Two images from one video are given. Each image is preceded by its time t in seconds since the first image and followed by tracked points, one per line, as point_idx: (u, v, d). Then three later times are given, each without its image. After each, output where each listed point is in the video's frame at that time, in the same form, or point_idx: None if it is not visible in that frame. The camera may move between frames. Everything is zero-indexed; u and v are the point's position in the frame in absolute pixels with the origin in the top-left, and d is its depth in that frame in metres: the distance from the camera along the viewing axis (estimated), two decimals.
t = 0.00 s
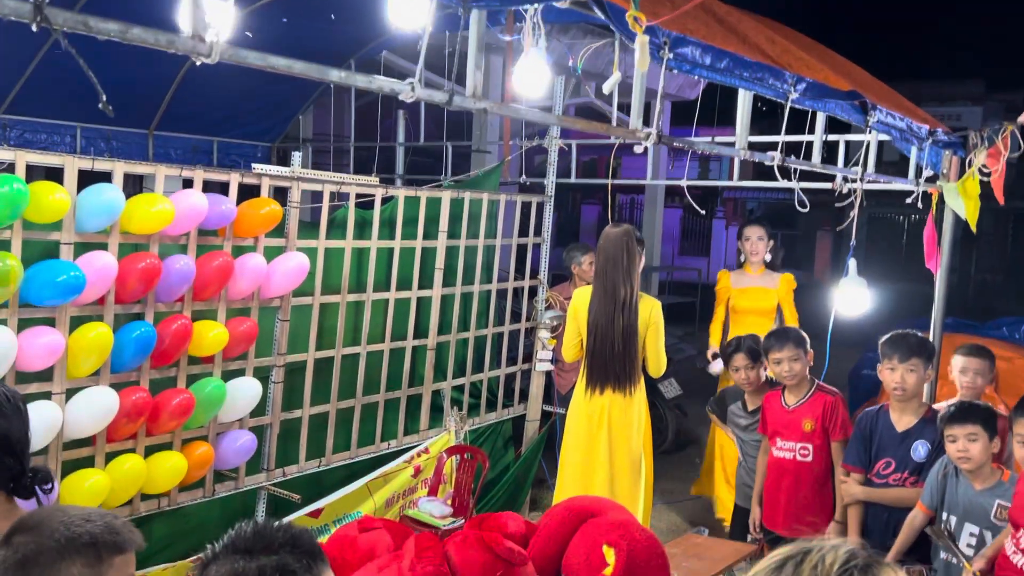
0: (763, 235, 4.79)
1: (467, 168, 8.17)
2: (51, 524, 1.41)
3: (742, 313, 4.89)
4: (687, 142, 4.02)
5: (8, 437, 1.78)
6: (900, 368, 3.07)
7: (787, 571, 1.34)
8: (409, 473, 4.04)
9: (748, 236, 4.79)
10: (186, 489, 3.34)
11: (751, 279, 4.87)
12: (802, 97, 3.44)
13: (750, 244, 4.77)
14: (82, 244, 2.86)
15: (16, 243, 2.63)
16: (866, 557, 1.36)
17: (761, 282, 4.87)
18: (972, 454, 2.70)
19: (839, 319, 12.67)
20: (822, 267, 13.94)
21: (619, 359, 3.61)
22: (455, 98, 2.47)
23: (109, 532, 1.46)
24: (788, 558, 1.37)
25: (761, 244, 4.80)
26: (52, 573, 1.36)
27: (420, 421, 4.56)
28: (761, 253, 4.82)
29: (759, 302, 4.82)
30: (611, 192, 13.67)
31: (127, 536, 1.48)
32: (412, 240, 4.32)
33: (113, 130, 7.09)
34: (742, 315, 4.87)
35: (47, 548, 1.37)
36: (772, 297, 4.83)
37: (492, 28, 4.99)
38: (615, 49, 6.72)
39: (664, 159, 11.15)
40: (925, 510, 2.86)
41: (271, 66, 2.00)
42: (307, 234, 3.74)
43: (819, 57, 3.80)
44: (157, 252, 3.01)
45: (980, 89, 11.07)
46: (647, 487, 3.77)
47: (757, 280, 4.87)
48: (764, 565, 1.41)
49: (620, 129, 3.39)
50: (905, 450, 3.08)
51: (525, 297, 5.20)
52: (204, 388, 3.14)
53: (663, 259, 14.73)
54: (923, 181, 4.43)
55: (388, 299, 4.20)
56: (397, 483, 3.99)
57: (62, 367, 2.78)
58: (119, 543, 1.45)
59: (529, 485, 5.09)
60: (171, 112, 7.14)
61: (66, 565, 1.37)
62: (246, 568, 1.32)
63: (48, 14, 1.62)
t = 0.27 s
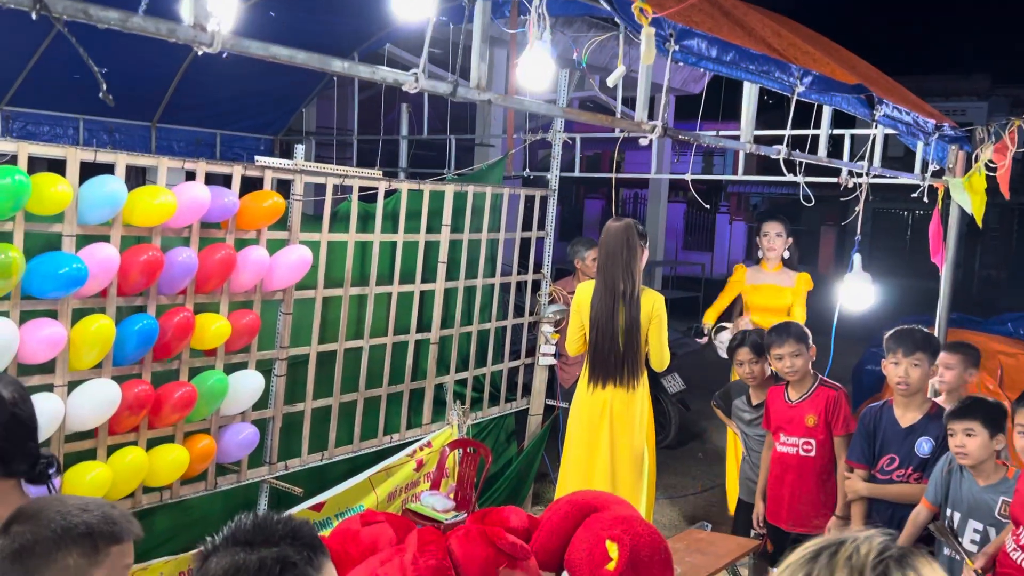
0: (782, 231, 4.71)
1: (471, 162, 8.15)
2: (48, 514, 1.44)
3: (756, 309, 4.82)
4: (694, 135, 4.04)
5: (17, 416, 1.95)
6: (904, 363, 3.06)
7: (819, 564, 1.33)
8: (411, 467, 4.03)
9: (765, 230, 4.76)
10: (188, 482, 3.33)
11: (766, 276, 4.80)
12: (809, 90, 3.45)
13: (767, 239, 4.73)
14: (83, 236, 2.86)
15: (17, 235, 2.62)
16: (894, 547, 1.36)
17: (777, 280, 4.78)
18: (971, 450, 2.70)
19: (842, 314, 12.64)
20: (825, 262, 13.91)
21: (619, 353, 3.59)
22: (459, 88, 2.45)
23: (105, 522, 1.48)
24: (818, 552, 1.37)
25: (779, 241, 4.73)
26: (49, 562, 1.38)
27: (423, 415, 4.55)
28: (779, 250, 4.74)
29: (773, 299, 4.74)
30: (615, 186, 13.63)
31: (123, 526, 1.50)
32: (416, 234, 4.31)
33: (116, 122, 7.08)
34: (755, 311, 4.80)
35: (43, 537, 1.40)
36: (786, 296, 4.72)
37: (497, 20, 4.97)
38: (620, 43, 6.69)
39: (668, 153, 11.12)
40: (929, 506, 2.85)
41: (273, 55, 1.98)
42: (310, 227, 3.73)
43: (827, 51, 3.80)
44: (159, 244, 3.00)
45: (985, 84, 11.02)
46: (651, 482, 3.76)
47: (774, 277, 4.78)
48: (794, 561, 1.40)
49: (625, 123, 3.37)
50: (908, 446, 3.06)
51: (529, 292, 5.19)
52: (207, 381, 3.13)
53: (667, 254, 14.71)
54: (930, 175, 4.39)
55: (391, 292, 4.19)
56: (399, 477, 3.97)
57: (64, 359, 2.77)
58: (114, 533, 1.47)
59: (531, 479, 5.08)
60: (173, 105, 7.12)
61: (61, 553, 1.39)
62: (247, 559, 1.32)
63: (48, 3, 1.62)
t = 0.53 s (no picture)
0: (790, 233, 4.69)
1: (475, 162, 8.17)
2: (49, 499, 1.45)
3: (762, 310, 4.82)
4: (698, 132, 4.03)
5: (29, 400, 1.92)
6: (908, 360, 3.06)
7: (885, 541, 1.29)
8: (415, 464, 4.04)
9: (772, 232, 4.73)
10: (193, 477, 3.34)
11: (773, 277, 4.80)
12: (815, 86, 3.44)
13: (774, 240, 4.72)
14: (90, 230, 2.86)
15: (24, 229, 2.63)
16: (955, 524, 1.32)
17: (785, 282, 4.77)
18: (973, 448, 2.70)
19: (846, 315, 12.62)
20: (828, 263, 13.90)
21: (621, 351, 3.60)
22: (468, 80, 2.46)
23: (106, 507, 1.49)
24: (880, 529, 1.32)
25: (787, 242, 4.71)
26: (49, 546, 1.41)
27: (427, 413, 4.56)
28: (786, 252, 4.73)
29: (781, 301, 4.72)
30: (619, 187, 13.63)
31: (124, 511, 1.51)
32: (420, 231, 4.32)
33: (121, 120, 7.09)
34: (760, 312, 4.79)
35: (44, 523, 1.42)
36: (792, 298, 4.71)
37: (502, 19, 4.98)
38: (624, 42, 6.69)
39: (671, 153, 11.12)
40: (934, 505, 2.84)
41: (284, 44, 1.98)
42: (315, 224, 3.74)
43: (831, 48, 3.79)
44: (165, 239, 3.01)
45: (990, 86, 11.00)
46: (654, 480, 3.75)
47: (781, 279, 4.78)
48: (852, 538, 1.35)
49: (631, 117, 3.38)
50: (913, 444, 3.06)
51: (532, 290, 5.20)
52: (212, 376, 3.14)
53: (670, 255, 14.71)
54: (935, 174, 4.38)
55: (396, 290, 4.19)
56: (403, 474, 3.98)
57: (70, 354, 2.78)
58: (115, 518, 1.48)
59: (534, 478, 5.08)
60: (178, 103, 7.13)
61: (61, 539, 1.41)
62: (254, 546, 1.32)
63: None
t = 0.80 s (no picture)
0: (791, 237, 4.69)
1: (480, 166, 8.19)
2: (49, 489, 1.46)
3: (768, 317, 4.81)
4: (702, 133, 4.02)
5: (37, 392, 1.93)
6: (912, 364, 3.05)
7: (915, 530, 1.28)
8: (419, 466, 4.04)
9: (775, 238, 4.72)
10: (197, 477, 3.35)
11: (777, 283, 4.80)
12: (820, 88, 3.41)
13: (776, 245, 4.72)
14: (97, 230, 2.88)
15: (32, 228, 2.64)
16: (991, 517, 1.30)
17: (791, 287, 4.75)
18: (978, 452, 2.69)
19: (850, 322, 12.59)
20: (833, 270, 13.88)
21: (624, 354, 3.60)
22: (476, 76, 2.46)
23: (106, 497, 1.49)
24: (911, 518, 1.31)
25: (788, 247, 4.71)
26: (50, 536, 1.41)
27: (431, 416, 4.56)
28: (788, 256, 4.73)
29: (787, 307, 4.71)
30: (623, 192, 13.62)
31: (124, 501, 1.52)
32: (425, 234, 4.34)
33: (128, 124, 7.12)
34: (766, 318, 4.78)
35: (43, 513, 1.42)
36: (797, 303, 4.69)
37: (508, 22, 5.00)
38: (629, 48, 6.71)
39: (676, 159, 11.13)
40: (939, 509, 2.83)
41: (293, 37, 1.96)
42: (321, 225, 3.75)
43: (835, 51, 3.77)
44: (171, 240, 3.02)
45: (995, 94, 10.99)
46: (658, 483, 3.74)
47: (786, 284, 4.77)
48: (882, 526, 1.35)
49: (636, 117, 3.37)
50: (917, 449, 3.05)
51: (537, 294, 5.20)
52: (217, 377, 3.15)
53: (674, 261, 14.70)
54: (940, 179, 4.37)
55: (401, 292, 4.20)
56: (407, 477, 3.98)
57: (77, 353, 2.79)
58: (115, 509, 1.49)
59: (538, 481, 5.08)
60: (185, 107, 7.16)
61: (60, 530, 1.42)
62: (254, 537, 1.32)
63: None
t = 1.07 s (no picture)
0: (794, 242, 4.71)
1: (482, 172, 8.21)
2: (47, 483, 1.46)
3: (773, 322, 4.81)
4: (705, 136, 4.03)
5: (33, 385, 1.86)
6: (914, 369, 3.05)
7: (910, 518, 1.25)
8: (420, 470, 4.04)
9: (778, 243, 4.74)
10: (199, 479, 3.35)
11: (782, 289, 4.80)
12: (822, 93, 3.44)
13: (779, 251, 4.74)
14: (102, 231, 2.89)
15: (38, 229, 2.65)
16: (986, 508, 1.27)
17: (795, 293, 4.75)
18: (980, 459, 2.69)
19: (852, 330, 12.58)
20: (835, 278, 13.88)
21: (625, 358, 3.61)
22: (480, 76, 2.48)
23: (105, 490, 1.49)
24: (906, 506, 1.28)
25: (791, 252, 4.72)
26: (49, 530, 1.42)
27: (432, 420, 4.56)
28: (792, 262, 4.74)
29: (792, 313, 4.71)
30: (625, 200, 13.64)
31: (122, 493, 1.52)
32: (428, 238, 4.36)
33: (132, 127, 7.14)
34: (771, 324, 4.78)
35: (42, 507, 1.42)
36: (802, 307, 4.70)
37: (511, 29, 5.03)
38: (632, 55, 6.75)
39: (678, 166, 11.15)
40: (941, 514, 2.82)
41: (300, 34, 1.95)
42: (324, 229, 3.77)
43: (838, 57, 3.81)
44: (175, 242, 3.04)
45: (997, 104, 11.02)
46: (660, 488, 3.73)
47: (790, 289, 4.77)
48: (877, 515, 1.31)
49: (638, 118, 3.37)
50: (920, 454, 3.04)
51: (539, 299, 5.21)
52: (220, 379, 3.16)
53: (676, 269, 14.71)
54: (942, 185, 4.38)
55: (403, 296, 4.22)
56: (408, 481, 3.98)
57: (80, 353, 2.80)
58: (115, 501, 1.49)
59: (539, 487, 5.08)
60: (189, 111, 7.17)
61: (60, 525, 1.42)
62: (252, 532, 1.32)
63: None
